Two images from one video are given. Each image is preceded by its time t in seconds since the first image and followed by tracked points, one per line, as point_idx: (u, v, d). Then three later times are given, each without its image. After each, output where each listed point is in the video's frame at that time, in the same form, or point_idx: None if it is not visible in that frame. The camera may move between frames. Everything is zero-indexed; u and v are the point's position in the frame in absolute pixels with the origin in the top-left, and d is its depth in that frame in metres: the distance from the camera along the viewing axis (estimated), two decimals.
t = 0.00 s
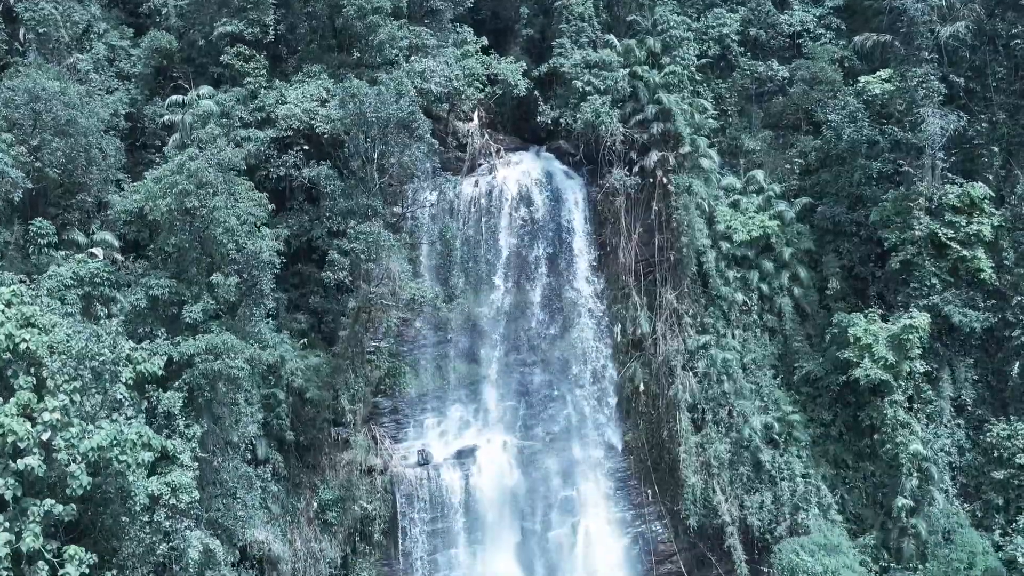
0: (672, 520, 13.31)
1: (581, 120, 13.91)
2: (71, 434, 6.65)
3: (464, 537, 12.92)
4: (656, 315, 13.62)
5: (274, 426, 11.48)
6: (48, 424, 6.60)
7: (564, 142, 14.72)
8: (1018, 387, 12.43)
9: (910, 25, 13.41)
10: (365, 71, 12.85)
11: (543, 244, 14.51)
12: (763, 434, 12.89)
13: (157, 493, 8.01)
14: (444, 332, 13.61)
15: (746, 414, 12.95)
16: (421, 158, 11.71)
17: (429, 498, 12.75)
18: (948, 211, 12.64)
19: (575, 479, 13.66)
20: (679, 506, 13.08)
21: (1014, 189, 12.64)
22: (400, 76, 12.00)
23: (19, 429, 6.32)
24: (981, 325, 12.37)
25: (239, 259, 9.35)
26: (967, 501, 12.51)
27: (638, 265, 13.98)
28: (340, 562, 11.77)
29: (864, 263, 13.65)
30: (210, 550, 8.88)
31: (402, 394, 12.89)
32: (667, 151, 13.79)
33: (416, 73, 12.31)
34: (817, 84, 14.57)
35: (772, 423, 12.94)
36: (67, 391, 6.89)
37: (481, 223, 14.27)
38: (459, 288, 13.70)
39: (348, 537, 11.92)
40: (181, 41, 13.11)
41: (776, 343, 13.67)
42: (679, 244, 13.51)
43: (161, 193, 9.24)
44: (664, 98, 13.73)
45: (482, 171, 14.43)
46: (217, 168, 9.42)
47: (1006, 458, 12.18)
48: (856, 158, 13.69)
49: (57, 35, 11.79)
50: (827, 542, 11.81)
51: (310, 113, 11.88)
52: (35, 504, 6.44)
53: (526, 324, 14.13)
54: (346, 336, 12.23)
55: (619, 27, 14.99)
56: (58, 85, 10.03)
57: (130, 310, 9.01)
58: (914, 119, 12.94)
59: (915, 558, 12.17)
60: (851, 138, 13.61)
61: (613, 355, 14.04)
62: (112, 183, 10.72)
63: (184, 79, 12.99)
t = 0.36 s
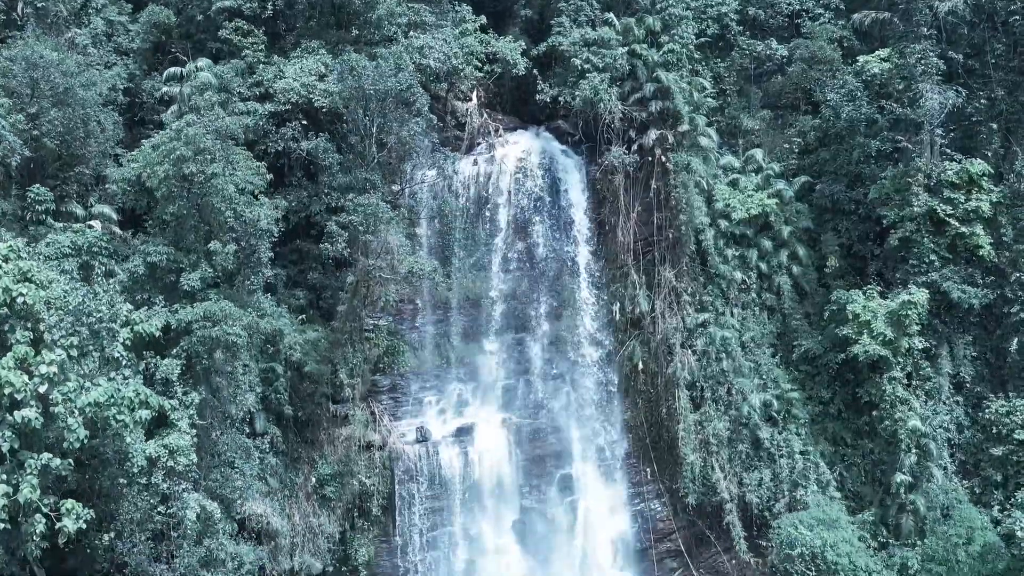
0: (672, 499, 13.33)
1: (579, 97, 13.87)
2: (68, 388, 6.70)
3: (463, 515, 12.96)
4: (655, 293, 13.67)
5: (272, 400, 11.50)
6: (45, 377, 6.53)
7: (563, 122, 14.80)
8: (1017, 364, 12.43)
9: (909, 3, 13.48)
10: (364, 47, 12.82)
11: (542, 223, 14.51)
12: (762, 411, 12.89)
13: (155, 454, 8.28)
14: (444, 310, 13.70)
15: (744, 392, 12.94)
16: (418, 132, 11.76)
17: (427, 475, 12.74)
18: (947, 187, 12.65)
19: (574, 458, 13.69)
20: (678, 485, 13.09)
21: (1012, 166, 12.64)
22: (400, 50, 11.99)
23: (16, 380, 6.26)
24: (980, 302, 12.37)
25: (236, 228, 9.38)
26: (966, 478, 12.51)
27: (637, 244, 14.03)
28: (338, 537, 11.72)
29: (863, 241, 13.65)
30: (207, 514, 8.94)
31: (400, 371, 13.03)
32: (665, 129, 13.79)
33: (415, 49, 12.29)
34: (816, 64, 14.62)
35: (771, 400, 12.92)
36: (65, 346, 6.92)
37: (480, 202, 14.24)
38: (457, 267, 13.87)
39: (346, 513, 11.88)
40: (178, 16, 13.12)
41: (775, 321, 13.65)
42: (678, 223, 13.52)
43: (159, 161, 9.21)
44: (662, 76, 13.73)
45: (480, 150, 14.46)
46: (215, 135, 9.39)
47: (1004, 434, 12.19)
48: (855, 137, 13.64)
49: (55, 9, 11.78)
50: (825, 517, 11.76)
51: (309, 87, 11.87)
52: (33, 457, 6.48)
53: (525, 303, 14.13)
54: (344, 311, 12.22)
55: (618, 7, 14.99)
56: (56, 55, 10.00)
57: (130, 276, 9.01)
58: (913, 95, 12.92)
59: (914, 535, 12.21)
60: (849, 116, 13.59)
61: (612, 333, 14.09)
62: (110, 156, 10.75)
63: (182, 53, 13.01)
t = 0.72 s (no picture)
0: (671, 475, 13.27)
1: (578, 73, 13.93)
2: (67, 339, 6.85)
3: (462, 490, 12.93)
4: (654, 270, 13.64)
5: (272, 373, 11.48)
6: (43, 326, 6.58)
7: (563, 101, 15.01)
8: (1016, 338, 12.41)
9: None
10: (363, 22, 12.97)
11: (542, 201, 14.54)
12: (760, 387, 12.95)
13: (154, 413, 8.33)
14: (443, 287, 13.81)
15: (743, 367, 12.99)
16: (418, 106, 11.75)
17: (426, 450, 12.72)
18: (945, 162, 12.67)
19: (572, 434, 13.71)
20: (677, 461, 13.04)
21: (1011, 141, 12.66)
22: (399, 22, 11.91)
23: (14, 328, 6.33)
24: (978, 277, 12.38)
25: (236, 195, 9.41)
26: (965, 453, 12.53)
27: (636, 221, 14.01)
28: (338, 510, 11.79)
29: (862, 218, 13.64)
30: (206, 472, 9.05)
31: (400, 347, 13.16)
32: (664, 106, 13.79)
33: (414, 23, 12.27)
34: (815, 41, 14.62)
35: (768, 375, 13.03)
36: (64, 298, 6.96)
37: (478, 179, 14.35)
38: (456, 244, 13.91)
39: (345, 485, 11.91)
40: None
41: (774, 298, 13.67)
42: (677, 199, 13.57)
43: (158, 125, 9.18)
44: (661, 53, 13.73)
45: (479, 128, 14.55)
46: (214, 100, 9.40)
47: (1003, 408, 12.14)
48: (853, 114, 13.65)
49: None
50: (824, 489, 11.85)
51: (308, 60, 11.96)
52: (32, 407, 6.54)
53: (524, 279, 14.20)
54: (343, 283, 12.24)
55: None
56: (56, 22, 9.96)
57: (130, 240, 9.04)
58: (911, 70, 12.97)
59: (912, 509, 12.25)
60: (848, 93, 13.54)
61: (612, 309, 14.07)
62: (109, 128, 10.75)
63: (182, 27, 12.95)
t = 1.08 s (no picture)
0: (671, 453, 13.31)
1: (578, 50, 13.98)
2: (68, 293, 6.80)
3: (460, 467, 13.03)
4: (653, 248, 13.70)
5: (271, 346, 11.47)
6: (45, 278, 6.54)
7: (563, 80, 14.96)
8: (1014, 314, 12.47)
9: None
10: None
11: (541, 180, 14.59)
12: (759, 363, 12.96)
13: (154, 374, 8.35)
14: (443, 266, 13.77)
15: (742, 345, 12.96)
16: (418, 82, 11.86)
17: (426, 427, 12.78)
18: (943, 139, 12.73)
19: (571, 411, 13.73)
20: (676, 438, 13.12)
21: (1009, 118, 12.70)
22: None
23: (14, 279, 6.31)
24: (977, 253, 12.40)
25: (236, 162, 9.47)
26: (963, 429, 12.56)
27: (635, 200, 14.07)
28: (337, 484, 11.78)
29: (861, 195, 13.65)
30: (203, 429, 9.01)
31: (399, 326, 13.11)
32: (664, 84, 13.78)
33: None
34: (814, 20, 14.82)
35: (768, 352, 13.02)
36: (64, 252, 6.93)
37: (478, 158, 14.39)
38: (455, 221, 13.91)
39: (345, 460, 11.90)
40: None
41: (773, 276, 13.71)
42: (676, 176, 13.57)
43: (158, 91, 9.20)
44: (660, 30, 13.71)
45: (478, 107, 14.52)
46: (213, 67, 9.38)
47: (1001, 383, 12.21)
48: (852, 92, 13.71)
49: None
50: (823, 463, 11.84)
51: (307, 34, 12.12)
52: (33, 359, 6.55)
53: (523, 258, 14.27)
54: (343, 258, 12.26)
55: None
56: None
57: (130, 206, 9.14)
58: (910, 45, 12.93)
59: (911, 484, 12.28)
60: (847, 71, 13.61)
61: (611, 288, 14.17)
62: (108, 100, 10.74)
63: None
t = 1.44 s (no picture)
0: (671, 429, 13.30)
1: (577, 26, 14.03)
2: (68, 243, 6.87)
3: (460, 442, 13.06)
4: (652, 225, 13.74)
5: (271, 318, 11.48)
6: (45, 226, 6.55)
7: (563, 58, 15.16)
8: (1013, 289, 12.48)
9: None
10: None
11: (541, 157, 14.69)
12: (759, 339, 12.90)
13: (154, 332, 8.43)
14: (442, 242, 13.98)
15: (742, 321, 12.94)
16: (417, 55, 11.90)
17: (425, 402, 12.80)
18: (942, 114, 12.75)
19: (571, 387, 13.78)
20: (676, 415, 13.10)
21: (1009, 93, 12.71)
22: None
23: (17, 227, 6.32)
24: (976, 227, 12.43)
25: (236, 128, 9.58)
26: (962, 403, 12.57)
27: (634, 176, 14.12)
28: (337, 457, 11.77)
29: (860, 172, 13.67)
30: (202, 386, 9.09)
31: (399, 300, 13.31)
32: (663, 61, 13.84)
33: None
34: None
35: (767, 327, 12.99)
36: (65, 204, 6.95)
37: (478, 134, 14.56)
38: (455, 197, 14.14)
39: (345, 433, 11.89)
40: None
41: (773, 253, 13.72)
42: (675, 153, 13.62)
43: (158, 55, 9.20)
44: (659, 8, 13.72)
45: (479, 84, 14.82)
46: (214, 33, 9.49)
47: (1000, 357, 12.22)
48: (853, 68, 13.70)
49: None
50: (824, 435, 11.80)
51: (308, 7, 12.08)
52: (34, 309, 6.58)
53: (523, 234, 14.39)
54: (343, 231, 12.31)
55: None
56: None
57: (131, 169, 9.10)
58: (909, 20, 12.96)
59: (911, 459, 12.28)
60: (847, 49, 13.61)
61: (611, 265, 14.21)
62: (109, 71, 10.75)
63: None
